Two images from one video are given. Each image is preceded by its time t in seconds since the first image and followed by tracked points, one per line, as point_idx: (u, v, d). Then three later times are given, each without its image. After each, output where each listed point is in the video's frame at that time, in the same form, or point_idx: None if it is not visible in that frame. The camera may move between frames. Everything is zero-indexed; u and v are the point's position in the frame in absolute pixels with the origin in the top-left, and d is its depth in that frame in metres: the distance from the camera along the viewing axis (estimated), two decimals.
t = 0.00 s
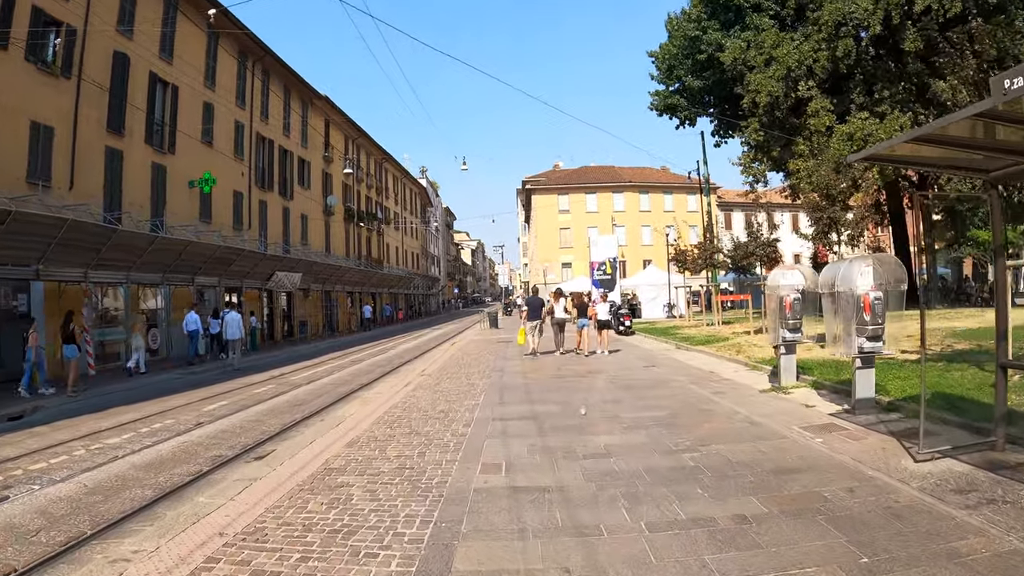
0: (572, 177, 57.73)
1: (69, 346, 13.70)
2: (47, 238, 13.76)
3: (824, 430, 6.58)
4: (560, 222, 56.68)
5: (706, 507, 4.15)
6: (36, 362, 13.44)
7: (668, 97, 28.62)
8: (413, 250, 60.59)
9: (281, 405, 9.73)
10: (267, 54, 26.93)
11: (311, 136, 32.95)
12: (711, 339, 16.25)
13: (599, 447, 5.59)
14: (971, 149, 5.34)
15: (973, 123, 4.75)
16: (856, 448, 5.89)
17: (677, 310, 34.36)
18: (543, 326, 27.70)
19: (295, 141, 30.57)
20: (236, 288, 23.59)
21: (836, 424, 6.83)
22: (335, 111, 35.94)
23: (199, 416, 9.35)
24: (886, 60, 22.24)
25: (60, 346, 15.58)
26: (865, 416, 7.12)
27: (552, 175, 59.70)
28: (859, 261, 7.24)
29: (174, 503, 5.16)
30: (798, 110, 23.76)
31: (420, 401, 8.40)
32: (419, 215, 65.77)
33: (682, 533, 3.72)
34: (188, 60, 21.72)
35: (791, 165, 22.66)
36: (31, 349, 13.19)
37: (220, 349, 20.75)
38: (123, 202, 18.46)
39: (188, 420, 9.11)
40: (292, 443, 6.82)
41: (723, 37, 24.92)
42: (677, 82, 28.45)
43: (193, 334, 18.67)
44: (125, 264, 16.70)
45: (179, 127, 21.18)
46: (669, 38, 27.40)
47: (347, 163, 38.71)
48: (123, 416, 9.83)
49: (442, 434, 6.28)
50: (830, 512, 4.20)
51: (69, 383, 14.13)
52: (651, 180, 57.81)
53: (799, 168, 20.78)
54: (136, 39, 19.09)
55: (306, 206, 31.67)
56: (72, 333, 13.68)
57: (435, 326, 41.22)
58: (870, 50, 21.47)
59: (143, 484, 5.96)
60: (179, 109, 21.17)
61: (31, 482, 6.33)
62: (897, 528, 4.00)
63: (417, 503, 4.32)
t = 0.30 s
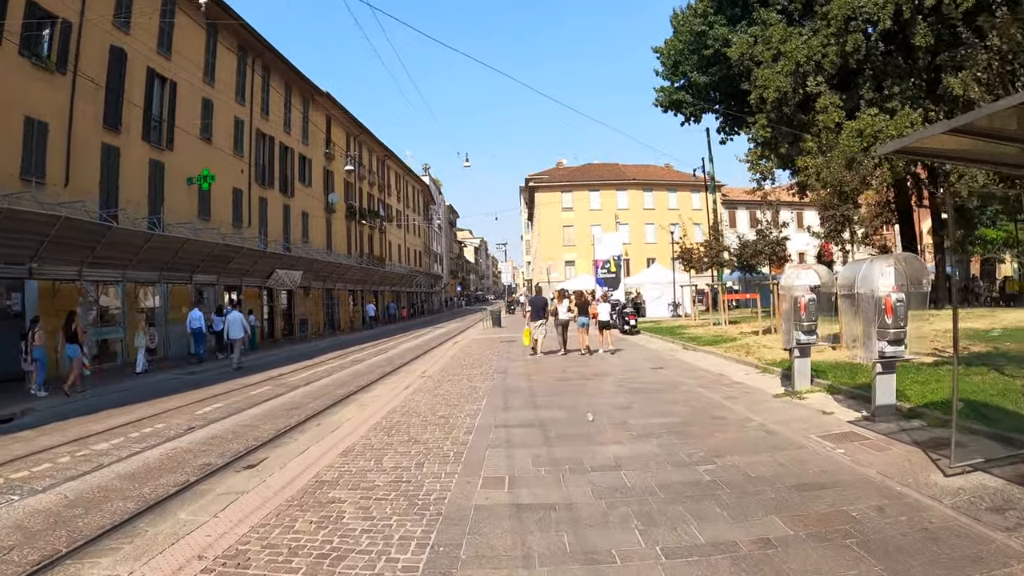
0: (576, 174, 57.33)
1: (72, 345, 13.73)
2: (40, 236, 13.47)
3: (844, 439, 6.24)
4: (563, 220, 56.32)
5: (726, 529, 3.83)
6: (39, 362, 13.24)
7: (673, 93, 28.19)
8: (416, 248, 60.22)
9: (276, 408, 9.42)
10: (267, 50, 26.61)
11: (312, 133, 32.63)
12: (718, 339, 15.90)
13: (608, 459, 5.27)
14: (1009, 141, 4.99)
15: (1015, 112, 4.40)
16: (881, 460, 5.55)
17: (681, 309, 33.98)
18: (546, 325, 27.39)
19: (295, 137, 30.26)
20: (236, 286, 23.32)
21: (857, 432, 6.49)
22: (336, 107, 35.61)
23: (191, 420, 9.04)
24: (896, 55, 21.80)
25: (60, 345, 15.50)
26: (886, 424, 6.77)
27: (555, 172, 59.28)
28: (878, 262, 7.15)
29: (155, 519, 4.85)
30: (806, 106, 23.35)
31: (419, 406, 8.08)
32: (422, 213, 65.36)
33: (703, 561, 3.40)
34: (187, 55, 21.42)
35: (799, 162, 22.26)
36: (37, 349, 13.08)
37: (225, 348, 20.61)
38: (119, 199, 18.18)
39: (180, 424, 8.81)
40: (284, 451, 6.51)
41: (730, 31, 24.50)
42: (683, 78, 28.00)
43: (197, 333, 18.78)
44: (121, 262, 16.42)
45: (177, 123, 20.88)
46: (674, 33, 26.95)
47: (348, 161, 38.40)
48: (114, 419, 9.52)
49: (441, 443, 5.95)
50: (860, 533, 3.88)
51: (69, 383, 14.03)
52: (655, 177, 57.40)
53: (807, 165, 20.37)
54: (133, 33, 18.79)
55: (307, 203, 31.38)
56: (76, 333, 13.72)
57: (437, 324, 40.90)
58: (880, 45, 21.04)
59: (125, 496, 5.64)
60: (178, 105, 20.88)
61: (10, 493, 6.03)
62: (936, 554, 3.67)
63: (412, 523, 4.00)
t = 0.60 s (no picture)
0: (577, 175, 57.01)
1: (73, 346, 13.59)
2: (32, 235, 13.16)
3: (866, 444, 5.90)
4: (564, 221, 56.00)
5: (751, 547, 3.50)
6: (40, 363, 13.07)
7: (676, 92, 27.83)
8: (417, 249, 59.86)
9: (271, 411, 9.10)
10: (266, 48, 26.31)
11: (312, 132, 32.34)
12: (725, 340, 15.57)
13: (618, 467, 4.94)
14: None
15: None
16: (908, 468, 5.21)
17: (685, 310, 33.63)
18: (549, 326, 27.06)
19: (295, 137, 29.96)
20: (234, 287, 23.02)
21: (879, 437, 6.16)
22: (336, 107, 35.32)
23: (182, 423, 8.71)
24: (905, 52, 21.44)
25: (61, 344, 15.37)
26: (908, 428, 6.43)
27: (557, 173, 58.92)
28: (902, 256, 6.90)
29: (132, 534, 4.52)
30: (812, 103, 23.01)
31: (418, 410, 7.75)
32: (423, 214, 65.20)
33: None
34: (184, 53, 21.13)
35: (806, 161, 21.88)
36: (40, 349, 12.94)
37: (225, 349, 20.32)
38: (114, 199, 17.88)
39: (170, 428, 8.49)
40: (274, 458, 6.19)
41: (734, 29, 24.18)
42: (686, 77, 27.65)
43: (199, 334, 18.67)
44: (115, 261, 16.12)
45: (174, 121, 20.59)
46: (678, 31, 26.58)
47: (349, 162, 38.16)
48: (102, 423, 9.19)
49: (441, 450, 5.62)
50: (897, 549, 3.57)
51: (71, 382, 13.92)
52: (657, 178, 57.05)
53: (814, 164, 19.99)
54: (129, 30, 18.50)
55: (307, 203, 31.09)
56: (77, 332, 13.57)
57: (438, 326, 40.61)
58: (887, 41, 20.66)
59: (104, 508, 5.31)
60: (175, 102, 20.60)
61: None
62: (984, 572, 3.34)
63: (408, 538, 3.68)
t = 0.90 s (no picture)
0: (576, 173, 56.72)
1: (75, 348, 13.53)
2: (19, 236, 12.83)
3: (885, 454, 5.60)
4: (563, 220, 55.73)
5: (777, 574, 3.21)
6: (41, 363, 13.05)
7: (676, 89, 27.52)
8: (415, 248, 59.52)
9: (263, 418, 8.80)
10: (262, 45, 25.98)
11: (308, 130, 32.00)
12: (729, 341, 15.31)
13: (626, 482, 4.63)
14: None
15: None
16: (934, 480, 4.91)
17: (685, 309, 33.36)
18: (549, 326, 26.77)
19: (291, 135, 29.62)
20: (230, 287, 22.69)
21: (898, 446, 5.86)
22: (333, 105, 34.98)
23: (171, 431, 8.40)
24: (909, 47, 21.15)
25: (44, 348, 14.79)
26: (928, 436, 6.13)
27: (556, 172, 58.60)
28: (919, 254, 6.43)
29: (107, 557, 4.21)
30: (815, 100, 22.71)
31: (415, 417, 7.45)
32: (421, 213, 64.84)
33: None
34: (178, 50, 20.79)
35: (809, 159, 21.59)
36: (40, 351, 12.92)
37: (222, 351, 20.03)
38: (106, 199, 17.56)
39: (158, 436, 8.19)
40: (264, 471, 5.88)
41: (735, 24, 23.89)
42: (686, 74, 27.34)
43: (200, 336, 18.64)
44: (106, 262, 15.79)
45: (168, 119, 20.26)
46: (678, 27, 26.25)
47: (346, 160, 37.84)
48: (89, 430, 8.88)
49: (438, 462, 5.32)
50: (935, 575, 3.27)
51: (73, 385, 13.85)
52: (657, 176, 56.74)
53: (817, 162, 19.69)
54: (121, 27, 18.15)
55: (303, 203, 30.76)
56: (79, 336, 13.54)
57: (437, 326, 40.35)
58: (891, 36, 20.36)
59: (80, 526, 4.99)
60: (168, 100, 20.26)
61: None
62: None
63: (403, 566, 3.37)
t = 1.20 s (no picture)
0: (580, 173, 56.44)
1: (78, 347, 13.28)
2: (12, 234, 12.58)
3: (910, 461, 5.26)
4: (566, 220, 55.45)
5: None
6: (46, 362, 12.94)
7: (681, 87, 27.23)
8: (417, 248, 59.27)
9: (258, 420, 8.52)
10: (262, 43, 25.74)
11: (310, 129, 31.77)
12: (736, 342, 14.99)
13: (636, 492, 4.33)
14: None
15: None
16: (965, 490, 4.58)
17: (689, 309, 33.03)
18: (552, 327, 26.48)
19: (292, 134, 29.38)
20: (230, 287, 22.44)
21: (923, 453, 5.52)
22: (335, 104, 34.75)
23: (162, 434, 8.13)
24: (918, 43, 20.77)
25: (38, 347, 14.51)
26: (952, 442, 5.79)
27: (559, 172, 58.32)
28: (944, 250, 6.15)
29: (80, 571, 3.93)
30: (822, 98, 22.38)
31: (413, 420, 7.15)
32: (424, 214, 64.65)
33: None
34: (177, 47, 20.56)
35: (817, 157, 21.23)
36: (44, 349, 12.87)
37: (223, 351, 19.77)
38: (103, 197, 17.33)
39: (149, 439, 7.92)
40: (253, 477, 5.58)
41: (741, 21, 23.59)
42: (691, 72, 27.03)
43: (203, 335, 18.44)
44: (103, 261, 15.53)
45: (167, 117, 20.03)
46: (683, 24, 25.92)
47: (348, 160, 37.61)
48: (78, 433, 8.61)
49: (434, 469, 5.02)
50: None
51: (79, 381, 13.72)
52: (661, 176, 56.37)
53: (826, 160, 19.35)
54: (118, 23, 17.91)
55: (304, 202, 30.52)
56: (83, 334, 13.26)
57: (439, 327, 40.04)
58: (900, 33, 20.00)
59: (56, 536, 4.70)
60: (167, 97, 20.02)
61: None
62: None
63: None
